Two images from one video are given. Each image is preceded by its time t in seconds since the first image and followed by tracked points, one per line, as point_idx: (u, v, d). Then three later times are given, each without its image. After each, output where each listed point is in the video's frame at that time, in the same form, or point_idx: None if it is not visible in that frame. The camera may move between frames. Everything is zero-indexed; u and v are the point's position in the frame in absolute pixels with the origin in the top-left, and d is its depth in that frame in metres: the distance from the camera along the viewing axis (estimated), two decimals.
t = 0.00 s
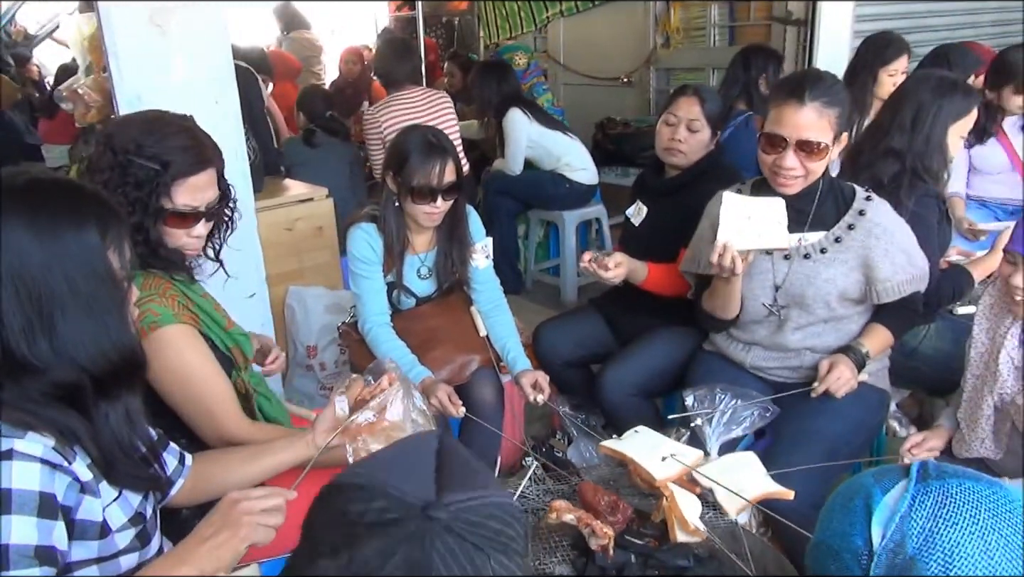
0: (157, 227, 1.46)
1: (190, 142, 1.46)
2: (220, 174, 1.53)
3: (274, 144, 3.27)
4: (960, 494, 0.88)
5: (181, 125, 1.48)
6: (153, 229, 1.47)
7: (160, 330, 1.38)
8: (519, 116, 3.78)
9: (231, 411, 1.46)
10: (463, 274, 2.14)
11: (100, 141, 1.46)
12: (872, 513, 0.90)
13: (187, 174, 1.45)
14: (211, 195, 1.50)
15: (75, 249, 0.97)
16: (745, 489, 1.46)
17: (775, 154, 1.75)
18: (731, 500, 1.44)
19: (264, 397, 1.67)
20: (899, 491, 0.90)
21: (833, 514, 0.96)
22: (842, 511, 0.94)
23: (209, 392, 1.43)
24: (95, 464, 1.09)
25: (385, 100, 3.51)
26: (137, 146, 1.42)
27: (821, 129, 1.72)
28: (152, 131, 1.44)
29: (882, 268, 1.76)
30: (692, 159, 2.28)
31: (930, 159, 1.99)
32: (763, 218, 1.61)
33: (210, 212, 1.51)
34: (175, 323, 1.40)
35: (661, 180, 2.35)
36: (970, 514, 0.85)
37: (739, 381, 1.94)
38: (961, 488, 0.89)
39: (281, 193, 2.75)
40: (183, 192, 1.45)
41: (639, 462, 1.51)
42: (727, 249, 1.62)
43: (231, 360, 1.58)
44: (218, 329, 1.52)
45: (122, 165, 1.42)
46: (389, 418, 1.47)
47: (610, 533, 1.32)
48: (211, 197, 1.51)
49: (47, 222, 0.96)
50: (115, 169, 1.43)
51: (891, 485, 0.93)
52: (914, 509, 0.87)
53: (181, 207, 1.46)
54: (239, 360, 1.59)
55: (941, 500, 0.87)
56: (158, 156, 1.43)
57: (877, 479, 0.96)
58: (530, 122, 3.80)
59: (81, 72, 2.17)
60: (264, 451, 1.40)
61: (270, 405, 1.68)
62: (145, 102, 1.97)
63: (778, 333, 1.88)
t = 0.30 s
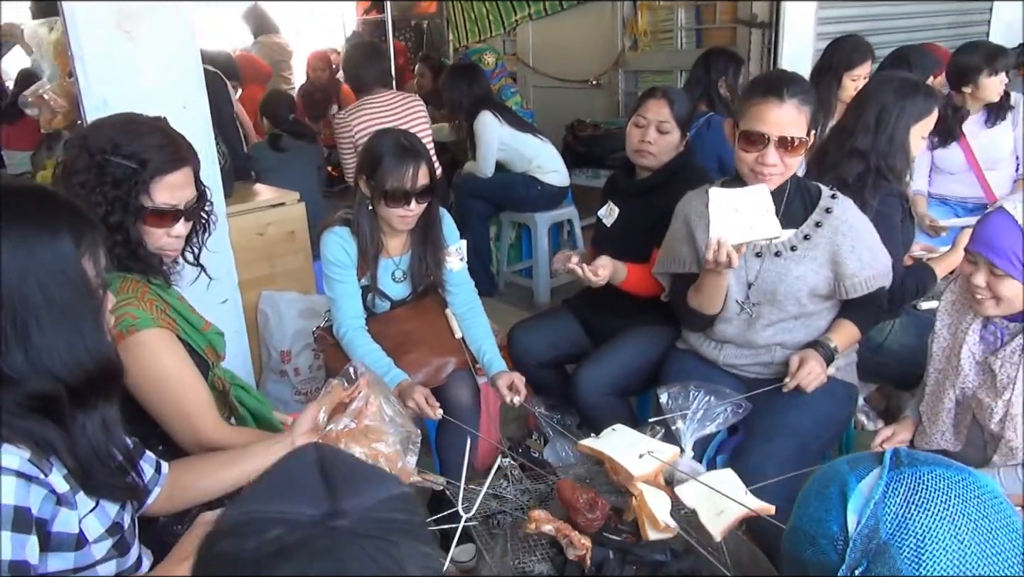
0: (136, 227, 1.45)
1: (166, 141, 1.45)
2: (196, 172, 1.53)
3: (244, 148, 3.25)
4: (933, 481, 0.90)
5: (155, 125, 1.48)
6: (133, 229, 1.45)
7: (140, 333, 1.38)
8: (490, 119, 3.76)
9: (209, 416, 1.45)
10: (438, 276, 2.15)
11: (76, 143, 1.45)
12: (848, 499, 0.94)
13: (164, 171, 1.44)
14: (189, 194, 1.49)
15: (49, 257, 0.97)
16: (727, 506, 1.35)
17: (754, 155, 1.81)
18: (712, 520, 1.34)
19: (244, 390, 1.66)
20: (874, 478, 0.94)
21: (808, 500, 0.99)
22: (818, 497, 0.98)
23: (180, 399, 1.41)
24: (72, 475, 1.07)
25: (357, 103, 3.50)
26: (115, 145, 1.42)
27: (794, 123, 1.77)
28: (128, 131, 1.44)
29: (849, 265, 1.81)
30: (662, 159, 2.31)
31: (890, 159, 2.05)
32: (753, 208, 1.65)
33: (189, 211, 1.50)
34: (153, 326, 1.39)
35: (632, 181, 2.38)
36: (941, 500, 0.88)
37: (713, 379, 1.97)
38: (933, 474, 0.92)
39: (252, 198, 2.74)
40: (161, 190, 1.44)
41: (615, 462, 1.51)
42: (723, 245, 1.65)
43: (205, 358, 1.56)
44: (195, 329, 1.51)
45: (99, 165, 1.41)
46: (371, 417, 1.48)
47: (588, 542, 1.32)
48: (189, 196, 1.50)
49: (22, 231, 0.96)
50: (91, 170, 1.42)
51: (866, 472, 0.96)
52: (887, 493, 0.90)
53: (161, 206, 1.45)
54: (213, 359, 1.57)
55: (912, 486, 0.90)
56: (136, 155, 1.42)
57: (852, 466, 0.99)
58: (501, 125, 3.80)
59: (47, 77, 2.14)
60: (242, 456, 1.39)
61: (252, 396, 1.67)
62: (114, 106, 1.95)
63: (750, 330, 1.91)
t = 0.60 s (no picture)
0: (128, 228, 1.47)
1: (146, 143, 1.48)
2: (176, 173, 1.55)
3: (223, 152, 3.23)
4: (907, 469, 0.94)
5: (133, 129, 1.49)
6: (127, 233, 1.47)
7: (129, 342, 1.38)
8: (469, 123, 3.78)
9: (195, 421, 1.45)
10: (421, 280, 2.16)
11: (57, 149, 1.45)
12: (828, 487, 0.96)
13: (150, 174, 1.47)
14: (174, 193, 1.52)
15: (40, 262, 0.97)
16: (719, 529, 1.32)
17: (730, 145, 1.88)
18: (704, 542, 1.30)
19: (223, 406, 1.65)
20: (852, 466, 0.96)
21: (790, 490, 1.01)
22: (799, 486, 1.00)
23: (167, 405, 1.42)
24: (63, 479, 1.07)
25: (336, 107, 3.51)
26: (101, 150, 1.43)
27: (772, 124, 1.85)
28: (110, 135, 1.45)
29: (826, 268, 1.85)
30: (641, 163, 2.34)
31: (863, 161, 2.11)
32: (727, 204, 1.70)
33: (175, 211, 1.53)
34: (141, 335, 1.39)
35: (612, 184, 2.42)
36: (915, 485, 0.92)
37: (693, 378, 2.01)
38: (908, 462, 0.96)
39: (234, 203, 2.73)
40: (150, 191, 1.47)
41: (601, 461, 1.53)
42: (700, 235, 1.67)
43: (190, 370, 1.55)
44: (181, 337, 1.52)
45: (87, 171, 1.42)
46: (359, 419, 1.49)
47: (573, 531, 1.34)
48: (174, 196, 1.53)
49: (13, 236, 0.96)
50: (80, 177, 1.42)
51: (845, 461, 0.99)
52: (864, 480, 0.93)
53: (151, 206, 1.48)
54: (198, 371, 1.56)
55: (888, 473, 0.93)
56: (122, 158, 1.44)
57: (831, 456, 1.01)
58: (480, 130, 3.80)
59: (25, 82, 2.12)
60: (229, 459, 1.39)
61: (229, 412, 1.67)
62: (95, 111, 1.94)
63: (730, 330, 1.95)
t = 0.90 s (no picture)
0: (109, 227, 1.48)
1: (121, 141, 1.50)
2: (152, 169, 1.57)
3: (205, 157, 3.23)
4: (870, 458, 0.98)
5: (106, 128, 1.51)
6: (107, 232, 1.48)
7: (107, 350, 1.38)
8: (451, 130, 3.81)
9: (179, 426, 1.45)
10: (404, 285, 2.18)
11: (36, 153, 1.45)
12: (796, 478, 1.01)
13: (127, 169, 1.49)
14: (152, 190, 1.53)
15: (30, 266, 0.99)
16: (675, 512, 1.38)
17: (695, 152, 1.95)
18: (662, 527, 1.35)
19: (212, 415, 1.66)
20: (818, 458, 1.01)
21: (762, 483, 1.06)
22: (770, 480, 1.05)
23: (151, 408, 1.42)
24: (55, 482, 1.10)
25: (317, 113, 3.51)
26: (74, 149, 1.44)
27: (737, 135, 1.90)
28: (83, 135, 1.46)
29: (803, 274, 1.89)
30: (623, 169, 2.38)
31: (835, 168, 2.16)
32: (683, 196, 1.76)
33: (156, 207, 1.54)
34: (120, 344, 1.39)
35: (593, 190, 2.45)
36: (877, 474, 0.95)
37: (673, 381, 2.05)
38: (872, 453, 1.00)
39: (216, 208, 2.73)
40: (128, 186, 1.49)
41: (583, 459, 1.56)
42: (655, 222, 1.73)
43: (175, 377, 1.57)
44: (164, 346, 1.52)
45: (62, 172, 1.43)
46: (344, 420, 1.50)
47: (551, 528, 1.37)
48: (153, 193, 1.54)
49: (4, 241, 0.98)
50: (56, 179, 1.43)
51: (812, 454, 1.04)
52: (829, 469, 0.97)
53: (131, 203, 1.49)
54: (183, 379, 1.59)
55: (853, 463, 0.97)
56: (97, 156, 1.46)
57: (800, 450, 1.07)
58: (462, 136, 3.84)
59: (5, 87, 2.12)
60: (215, 461, 1.40)
61: (218, 423, 1.67)
62: (74, 115, 1.94)
63: (708, 333, 1.99)
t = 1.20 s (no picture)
0: (92, 232, 1.48)
1: (103, 146, 1.49)
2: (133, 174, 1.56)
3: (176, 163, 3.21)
4: (820, 455, 1.03)
5: (86, 133, 1.50)
6: (89, 237, 1.47)
7: (81, 361, 1.38)
8: (423, 136, 3.82)
9: (151, 432, 1.45)
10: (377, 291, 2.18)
11: (13, 157, 1.44)
12: (752, 474, 1.05)
13: (109, 175, 1.48)
14: (135, 194, 1.53)
15: (5, 272, 1.00)
16: (642, 513, 1.45)
17: (652, 161, 2.00)
18: (630, 527, 1.41)
19: (186, 428, 1.66)
20: (772, 454, 1.06)
21: (722, 480, 1.11)
22: (730, 477, 1.10)
23: (120, 411, 1.41)
24: (25, 487, 1.14)
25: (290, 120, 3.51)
26: (54, 155, 1.44)
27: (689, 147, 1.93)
28: (62, 141, 1.46)
29: (767, 281, 1.94)
30: (594, 177, 2.42)
31: (798, 179, 2.23)
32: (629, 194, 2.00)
33: (139, 212, 1.54)
34: (95, 355, 1.39)
35: (564, 198, 2.49)
36: (826, 468, 1.01)
37: (642, 385, 2.09)
38: (822, 449, 1.04)
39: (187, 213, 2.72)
40: (110, 191, 1.49)
41: (558, 458, 1.63)
42: (603, 213, 1.92)
43: (151, 390, 1.57)
44: (140, 358, 1.52)
45: (42, 177, 1.42)
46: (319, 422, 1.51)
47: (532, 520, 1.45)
48: (136, 197, 1.54)
49: None
50: (36, 185, 1.42)
51: (767, 453, 1.08)
52: (782, 465, 1.02)
53: (113, 208, 1.49)
54: (160, 392, 1.58)
55: (805, 459, 1.02)
56: (78, 161, 1.45)
57: (756, 449, 1.11)
58: (434, 142, 3.85)
59: None
60: (186, 465, 1.40)
61: (192, 436, 1.67)
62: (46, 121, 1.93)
63: (676, 338, 2.03)
